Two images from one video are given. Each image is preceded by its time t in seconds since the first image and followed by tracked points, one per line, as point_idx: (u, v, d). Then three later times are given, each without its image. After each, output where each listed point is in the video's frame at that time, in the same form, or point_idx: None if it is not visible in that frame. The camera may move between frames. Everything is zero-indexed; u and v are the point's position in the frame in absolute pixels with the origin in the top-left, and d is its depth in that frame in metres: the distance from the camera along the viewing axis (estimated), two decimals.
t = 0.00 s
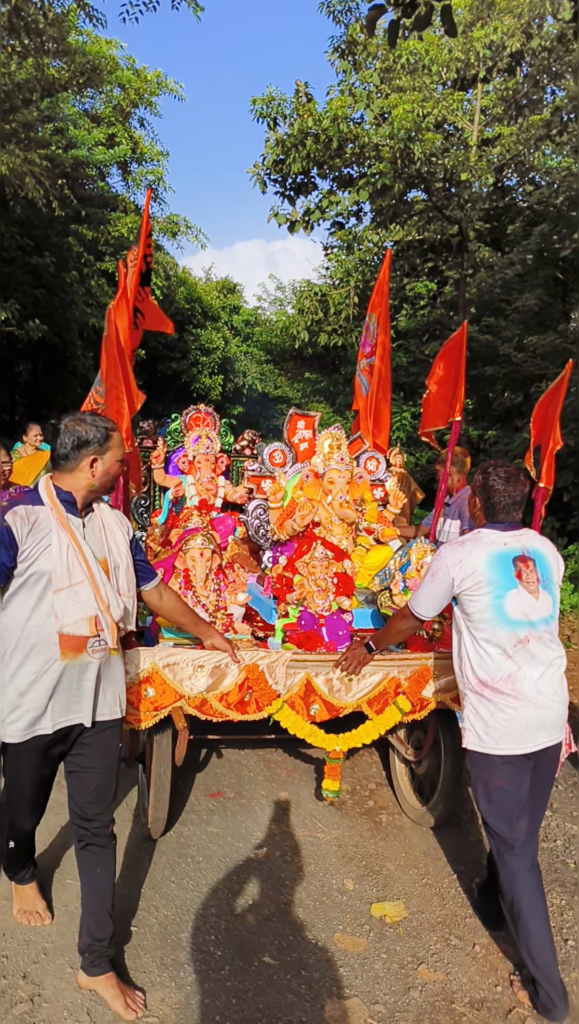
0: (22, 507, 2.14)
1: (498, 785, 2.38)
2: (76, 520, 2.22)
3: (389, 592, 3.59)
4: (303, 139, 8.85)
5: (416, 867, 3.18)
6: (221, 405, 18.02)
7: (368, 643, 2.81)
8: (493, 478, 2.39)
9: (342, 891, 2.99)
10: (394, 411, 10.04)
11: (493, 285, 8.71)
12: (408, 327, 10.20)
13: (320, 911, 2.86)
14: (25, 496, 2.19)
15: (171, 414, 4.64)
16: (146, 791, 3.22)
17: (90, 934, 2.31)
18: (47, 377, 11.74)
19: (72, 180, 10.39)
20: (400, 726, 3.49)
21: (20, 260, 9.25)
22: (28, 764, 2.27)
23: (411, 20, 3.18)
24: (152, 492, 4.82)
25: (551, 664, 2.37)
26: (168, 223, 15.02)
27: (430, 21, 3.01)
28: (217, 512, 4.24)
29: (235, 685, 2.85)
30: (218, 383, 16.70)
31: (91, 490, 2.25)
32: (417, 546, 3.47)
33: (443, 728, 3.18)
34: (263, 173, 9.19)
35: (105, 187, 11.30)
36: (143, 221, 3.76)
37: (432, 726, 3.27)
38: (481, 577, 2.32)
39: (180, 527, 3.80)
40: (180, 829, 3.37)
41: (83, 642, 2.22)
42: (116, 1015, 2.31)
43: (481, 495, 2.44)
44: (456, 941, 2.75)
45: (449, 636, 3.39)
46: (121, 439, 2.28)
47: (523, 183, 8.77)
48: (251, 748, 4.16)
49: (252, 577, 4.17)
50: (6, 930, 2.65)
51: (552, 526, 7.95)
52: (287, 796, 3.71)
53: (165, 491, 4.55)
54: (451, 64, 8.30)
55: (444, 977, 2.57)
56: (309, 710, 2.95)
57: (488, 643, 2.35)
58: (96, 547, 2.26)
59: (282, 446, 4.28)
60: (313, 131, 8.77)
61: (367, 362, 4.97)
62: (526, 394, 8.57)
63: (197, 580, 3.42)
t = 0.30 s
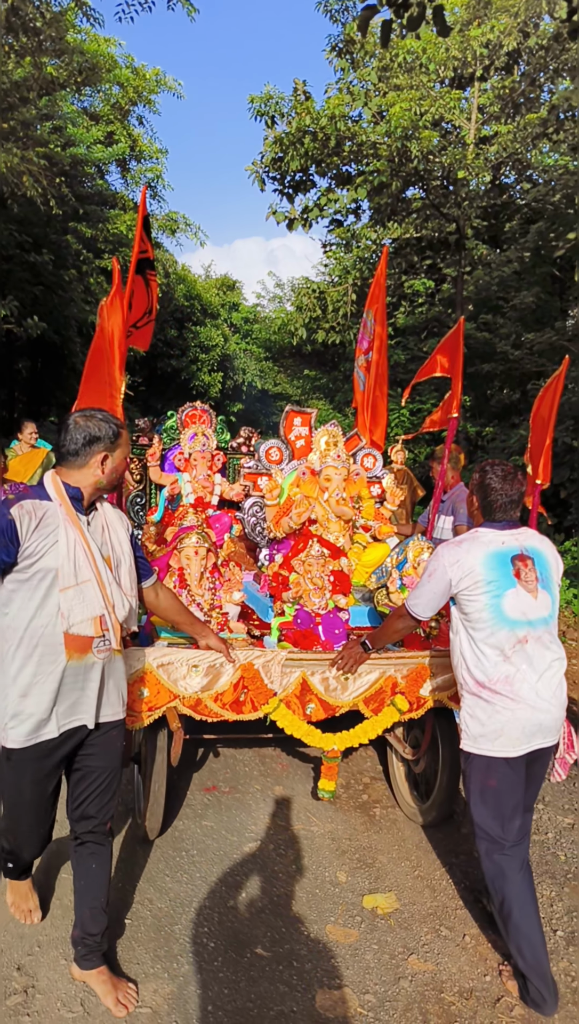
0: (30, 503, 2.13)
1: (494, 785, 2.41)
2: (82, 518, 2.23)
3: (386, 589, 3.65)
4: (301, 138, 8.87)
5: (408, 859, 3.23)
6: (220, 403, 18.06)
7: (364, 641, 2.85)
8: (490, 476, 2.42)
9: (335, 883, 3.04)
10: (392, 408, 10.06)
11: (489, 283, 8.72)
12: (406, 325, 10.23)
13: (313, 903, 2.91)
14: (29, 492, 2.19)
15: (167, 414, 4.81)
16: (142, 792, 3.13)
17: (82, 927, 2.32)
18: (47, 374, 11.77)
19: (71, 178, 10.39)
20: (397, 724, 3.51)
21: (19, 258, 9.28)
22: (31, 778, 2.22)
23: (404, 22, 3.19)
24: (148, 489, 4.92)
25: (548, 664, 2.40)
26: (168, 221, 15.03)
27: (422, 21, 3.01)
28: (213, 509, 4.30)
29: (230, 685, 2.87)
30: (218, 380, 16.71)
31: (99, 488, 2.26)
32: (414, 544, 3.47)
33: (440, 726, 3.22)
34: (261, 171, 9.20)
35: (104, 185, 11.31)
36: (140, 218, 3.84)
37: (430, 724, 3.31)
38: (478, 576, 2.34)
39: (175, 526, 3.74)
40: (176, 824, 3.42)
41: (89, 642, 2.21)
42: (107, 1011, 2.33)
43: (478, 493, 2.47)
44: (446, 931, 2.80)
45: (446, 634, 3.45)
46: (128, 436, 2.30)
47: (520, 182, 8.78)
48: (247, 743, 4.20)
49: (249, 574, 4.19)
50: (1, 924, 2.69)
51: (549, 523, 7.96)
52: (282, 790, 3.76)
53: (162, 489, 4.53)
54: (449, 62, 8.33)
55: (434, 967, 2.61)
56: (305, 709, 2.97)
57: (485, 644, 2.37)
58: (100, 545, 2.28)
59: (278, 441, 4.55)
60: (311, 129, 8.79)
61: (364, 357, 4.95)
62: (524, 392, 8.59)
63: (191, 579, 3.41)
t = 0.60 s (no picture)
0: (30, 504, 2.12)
1: (489, 786, 2.43)
2: (80, 518, 2.23)
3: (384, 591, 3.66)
4: (299, 139, 8.89)
5: (401, 857, 3.26)
6: (219, 404, 18.09)
7: (361, 644, 2.84)
8: (487, 476, 2.44)
9: (328, 880, 3.07)
10: (391, 409, 10.07)
11: (487, 284, 8.71)
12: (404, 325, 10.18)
13: (306, 900, 2.94)
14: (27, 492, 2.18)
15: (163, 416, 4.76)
16: (137, 796, 3.19)
17: (74, 923, 2.36)
18: (45, 374, 11.79)
19: (69, 180, 10.41)
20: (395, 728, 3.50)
21: (18, 258, 9.31)
22: (37, 781, 2.18)
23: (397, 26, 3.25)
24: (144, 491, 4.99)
25: (546, 667, 2.40)
26: (167, 222, 15.06)
27: (416, 27, 3.08)
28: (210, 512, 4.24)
29: (226, 689, 2.87)
30: (217, 381, 16.71)
31: (97, 488, 2.28)
32: (412, 545, 3.50)
33: (439, 729, 3.21)
34: (260, 172, 9.22)
35: (103, 186, 11.34)
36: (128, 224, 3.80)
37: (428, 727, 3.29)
38: (475, 577, 2.35)
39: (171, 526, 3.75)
40: (171, 823, 3.44)
41: (92, 643, 2.22)
42: (99, 1005, 2.35)
43: (476, 492, 2.48)
44: (437, 928, 2.82)
45: (445, 637, 3.46)
46: (127, 436, 2.31)
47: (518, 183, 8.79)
48: (242, 743, 4.23)
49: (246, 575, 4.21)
50: None
51: (546, 523, 7.97)
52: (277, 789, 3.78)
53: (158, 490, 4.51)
54: (446, 64, 8.30)
55: (425, 963, 2.63)
56: (301, 713, 2.98)
57: (481, 645, 2.38)
58: (99, 545, 2.30)
59: (275, 444, 4.51)
60: (309, 130, 8.81)
61: (362, 357, 4.96)
62: (521, 392, 8.60)
63: (187, 581, 3.44)
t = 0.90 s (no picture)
0: (28, 507, 2.10)
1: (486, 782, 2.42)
2: (76, 519, 2.23)
3: (382, 590, 3.62)
4: (292, 137, 8.87)
5: (397, 851, 3.30)
6: (217, 403, 18.15)
7: (360, 644, 2.83)
8: (485, 470, 2.45)
9: (324, 874, 3.12)
10: (387, 406, 10.11)
11: (482, 278, 8.61)
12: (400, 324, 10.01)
13: (302, 894, 2.98)
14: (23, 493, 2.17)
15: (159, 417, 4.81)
16: (135, 799, 3.18)
17: (71, 919, 2.40)
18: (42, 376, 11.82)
19: (63, 181, 10.41)
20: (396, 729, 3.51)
21: (13, 261, 9.33)
22: (42, 783, 2.16)
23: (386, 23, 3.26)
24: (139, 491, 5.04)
25: (544, 665, 2.39)
26: (162, 222, 15.04)
27: (403, 25, 3.08)
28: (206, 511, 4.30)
29: (224, 692, 2.86)
30: (214, 381, 16.77)
31: (93, 489, 2.28)
32: (410, 544, 3.48)
33: (439, 729, 3.20)
34: (253, 171, 9.21)
35: (97, 187, 11.34)
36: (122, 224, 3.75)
37: (429, 728, 3.27)
38: (472, 575, 2.35)
39: (167, 526, 3.76)
40: (170, 821, 3.49)
41: (93, 647, 2.22)
42: (99, 998, 2.41)
43: (474, 488, 2.48)
44: (433, 920, 2.86)
45: (444, 635, 3.47)
46: (122, 436, 2.31)
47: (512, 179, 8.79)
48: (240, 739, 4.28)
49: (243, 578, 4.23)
50: None
51: (543, 519, 8.02)
52: (274, 786, 3.82)
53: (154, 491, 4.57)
54: (438, 60, 8.34)
55: (420, 954, 2.68)
56: (301, 714, 2.96)
57: (478, 642, 2.38)
58: (96, 547, 2.29)
59: (271, 442, 4.37)
60: (302, 129, 8.79)
61: (358, 356, 4.96)
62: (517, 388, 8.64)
63: (184, 584, 3.43)
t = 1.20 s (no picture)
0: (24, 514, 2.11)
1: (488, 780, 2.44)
2: (72, 523, 2.24)
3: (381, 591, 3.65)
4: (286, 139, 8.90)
5: (395, 848, 3.35)
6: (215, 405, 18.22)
7: (359, 646, 2.83)
8: (486, 469, 2.47)
9: (322, 872, 3.15)
10: (384, 406, 10.16)
11: (477, 278, 8.65)
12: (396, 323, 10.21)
13: (300, 892, 3.02)
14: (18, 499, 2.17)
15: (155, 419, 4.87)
16: (134, 807, 3.16)
17: (72, 918, 2.44)
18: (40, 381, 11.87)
19: (59, 187, 10.46)
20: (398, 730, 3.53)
21: (10, 267, 9.39)
22: (40, 793, 2.16)
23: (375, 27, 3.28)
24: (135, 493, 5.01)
25: (545, 666, 2.40)
26: (157, 226, 15.07)
27: (392, 28, 3.13)
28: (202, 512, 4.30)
29: (222, 697, 2.88)
30: (211, 382, 17.22)
31: (87, 492, 2.29)
32: (409, 544, 3.51)
33: (441, 730, 3.17)
34: (248, 174, 9.24)
35: (93, 192, 11.39)
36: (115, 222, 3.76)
37: (431, 730, 3.27)
38: (473, 575, 2.37)
39: (164, 529, 3.78)
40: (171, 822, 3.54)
41: (92, 653, 2.24)
42: (97, 995, 2.45)
43: (474, 487, 2.51)
44: (430, 917, 2.90)
45: (444, 637, 3.47)
46: (115, 437, 2.33)
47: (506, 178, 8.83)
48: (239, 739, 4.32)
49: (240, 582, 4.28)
50: None
51: (541, 516, 8.05)
52: (273, 786, 3.87)
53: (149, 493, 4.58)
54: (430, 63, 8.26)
55: (417, 950, 2.71)
56: (300, 718, 2.98)
57: (479, 642, 2.40)
58: (93, 552, 2.31)
59: (267, 444, 4.59)
60: (296, 131, 8.82)
61: (353, 356, 4.97)
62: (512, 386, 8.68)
63: (180, 587, 3.44)
